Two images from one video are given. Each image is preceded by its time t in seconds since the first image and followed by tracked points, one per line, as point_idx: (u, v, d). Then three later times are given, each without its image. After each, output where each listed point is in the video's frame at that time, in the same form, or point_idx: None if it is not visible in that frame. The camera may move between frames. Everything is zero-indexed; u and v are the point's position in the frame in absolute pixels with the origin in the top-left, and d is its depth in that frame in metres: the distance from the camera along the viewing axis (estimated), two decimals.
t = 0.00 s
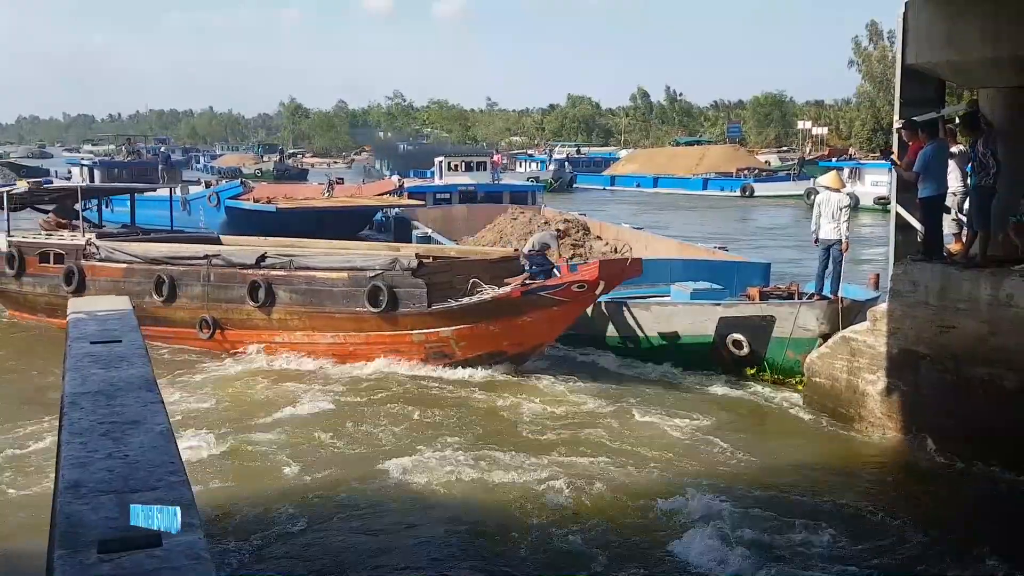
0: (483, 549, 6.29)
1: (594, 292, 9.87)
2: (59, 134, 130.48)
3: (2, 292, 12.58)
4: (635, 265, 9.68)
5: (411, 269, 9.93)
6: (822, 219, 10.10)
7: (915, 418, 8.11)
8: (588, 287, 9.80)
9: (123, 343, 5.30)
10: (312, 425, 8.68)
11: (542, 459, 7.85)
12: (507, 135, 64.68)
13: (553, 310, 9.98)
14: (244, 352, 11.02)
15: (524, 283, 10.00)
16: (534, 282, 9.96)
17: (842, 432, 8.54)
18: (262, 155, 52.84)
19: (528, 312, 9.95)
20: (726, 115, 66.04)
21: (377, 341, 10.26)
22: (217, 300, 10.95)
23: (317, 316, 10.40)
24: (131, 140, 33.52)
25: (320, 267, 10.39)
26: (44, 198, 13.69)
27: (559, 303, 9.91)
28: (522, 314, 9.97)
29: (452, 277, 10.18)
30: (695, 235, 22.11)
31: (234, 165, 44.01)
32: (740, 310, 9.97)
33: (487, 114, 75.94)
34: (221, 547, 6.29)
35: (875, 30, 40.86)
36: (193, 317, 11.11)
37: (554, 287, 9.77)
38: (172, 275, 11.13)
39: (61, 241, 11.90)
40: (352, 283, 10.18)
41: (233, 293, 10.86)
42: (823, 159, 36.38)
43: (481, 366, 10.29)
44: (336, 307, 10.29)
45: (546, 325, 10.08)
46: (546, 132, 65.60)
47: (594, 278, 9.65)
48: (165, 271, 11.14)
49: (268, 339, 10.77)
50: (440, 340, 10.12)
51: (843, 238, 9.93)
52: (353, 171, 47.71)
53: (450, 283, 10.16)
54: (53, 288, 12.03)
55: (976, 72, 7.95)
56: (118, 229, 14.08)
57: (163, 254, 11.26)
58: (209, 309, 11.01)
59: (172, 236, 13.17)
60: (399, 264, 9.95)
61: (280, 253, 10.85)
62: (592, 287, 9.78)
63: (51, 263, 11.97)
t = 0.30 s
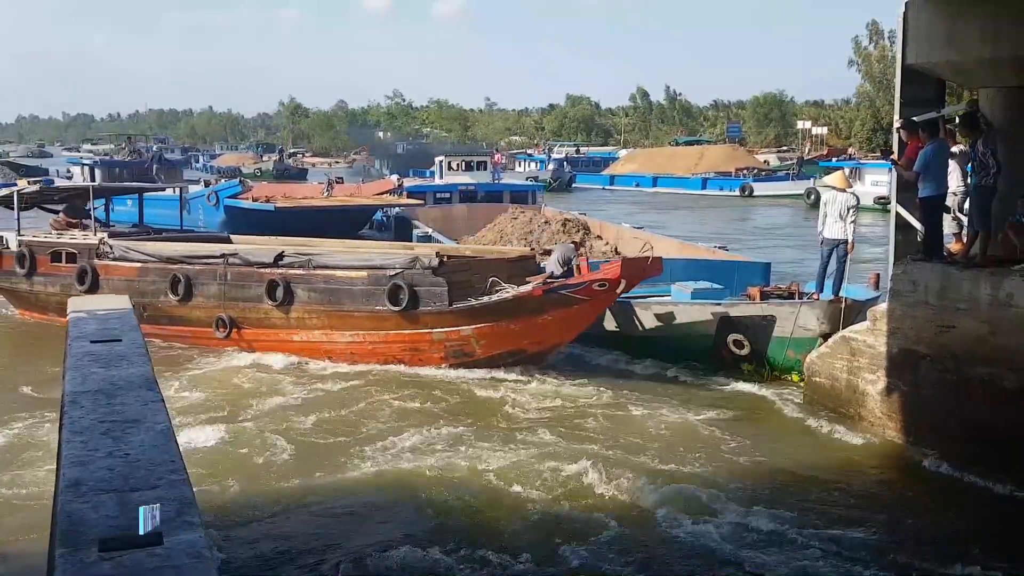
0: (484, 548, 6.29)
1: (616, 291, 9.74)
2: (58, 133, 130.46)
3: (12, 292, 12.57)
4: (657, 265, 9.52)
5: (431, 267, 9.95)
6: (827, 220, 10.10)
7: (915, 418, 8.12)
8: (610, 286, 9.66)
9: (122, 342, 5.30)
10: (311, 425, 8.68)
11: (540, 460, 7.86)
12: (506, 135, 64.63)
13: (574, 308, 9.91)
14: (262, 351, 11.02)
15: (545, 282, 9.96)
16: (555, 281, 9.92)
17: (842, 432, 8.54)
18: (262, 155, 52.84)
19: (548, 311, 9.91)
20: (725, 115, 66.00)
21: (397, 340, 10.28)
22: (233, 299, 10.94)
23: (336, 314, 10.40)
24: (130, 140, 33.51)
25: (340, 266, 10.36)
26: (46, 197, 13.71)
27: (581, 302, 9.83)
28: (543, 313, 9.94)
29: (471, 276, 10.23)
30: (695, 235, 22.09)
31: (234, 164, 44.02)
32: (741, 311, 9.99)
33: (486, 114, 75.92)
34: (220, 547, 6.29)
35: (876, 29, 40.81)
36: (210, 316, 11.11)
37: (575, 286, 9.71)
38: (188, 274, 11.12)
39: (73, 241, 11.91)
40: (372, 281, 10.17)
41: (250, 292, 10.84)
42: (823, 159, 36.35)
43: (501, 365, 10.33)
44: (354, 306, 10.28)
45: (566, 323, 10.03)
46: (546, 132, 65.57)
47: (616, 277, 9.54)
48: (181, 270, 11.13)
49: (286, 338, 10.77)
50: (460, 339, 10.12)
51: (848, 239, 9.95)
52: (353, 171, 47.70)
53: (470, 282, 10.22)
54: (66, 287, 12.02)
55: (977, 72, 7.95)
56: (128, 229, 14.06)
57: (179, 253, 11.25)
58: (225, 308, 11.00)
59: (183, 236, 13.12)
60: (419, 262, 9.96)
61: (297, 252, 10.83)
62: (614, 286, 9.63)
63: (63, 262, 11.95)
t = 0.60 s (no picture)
0: (484, 548, 6.29)
1: (636, 290, 9.78)
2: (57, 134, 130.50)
3: (21, 293, 12.57)
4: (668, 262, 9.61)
5: (452, 267, 9.94)
6: (827, 219, 10.11)
7: (914, 418, 8.12)
8: (629, 285, 9.71)
9: (121, 342, 5.31)
10: (311, 427, 8.69)
11: (538, 461, 7.85)
12: (505, 135, 64.67)
13: (594, 308, 9.93)
14: (280, 352, 11.01)
15: (567, 280, 9.97)
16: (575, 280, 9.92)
17: (841, 433, 8.54)
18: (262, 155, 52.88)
19: (569, 311, 9.93)
20: (724, 115, 66.01)
21: (416, 339, 10.27)
22: (250, 299, 10.95)
23: (355, 314, 10.39)
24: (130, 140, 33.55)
25: (359, 266, 10.33)
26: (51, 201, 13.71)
27: (601, 301, 9.86)
28: (564, 312, 9.94)
29: (490, 276, 10.16)
30: (694, 235, 22.09)
31: (234, 165, 44.05)
32: (741, 311, 10.03)
33: (486, 114, 75.91)
34: (220, 548, 6.29)
35: (875, 29, 40.81)
36: (226, 317, 11.12)
37: (596, 285, 9.73)
38: (204, 275, 11.14)
39: (84, 242, 11.90)
40: (390, 281, 10.17)
41: (266, 293, 10.85)
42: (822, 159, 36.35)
43: (519, 364, 10.35)
44: (374, 305, 10.28)
45: (586, 322, 10.04)
46: (545, 132, 65.59)
47: (637, 275, 9.60)
48: (196, 270, 11.13)
49: (303, 338, 10.76)
50: (480, 338, 10.12)
51: (848, 239, 9.96)
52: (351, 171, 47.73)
53: (489, 281, 10.14)
54: (79, 289, 12.03)
55: (975, 72, 7.95)
56: (138, 229, 14.08)
57: (193, 254, 11.25)
58: (242, 308, 11.01)
59: (193, 236, 13.12)
60: (440, 262, 9.94)
61: (314, 252, 10.81)
62: (633, 285, 9.69)
63: (75, 263, 11.96)
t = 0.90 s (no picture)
0: (482, 548, 6.29)
1: (655, 288, 9.72)
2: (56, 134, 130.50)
3: (31, 293, 12.53)
4: (689, 261, 9.58)
5: (471, 265, 9.98)
6: (827, 219, 10.11)
7: (912, 417, 8.11)
8: (649, 283, 9.65)
9: (119, 343, 5.31)
10: (307, 426, 8.68)
11: (537, 461, 7.85)
12: (504, 135, 64.68)
13: (614, 306, 9.90)
14: (298, 352, 11.01)
15: (588, 278, 9.97)
16: (596, 278, 9.91)
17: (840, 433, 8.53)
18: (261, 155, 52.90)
19: (589, 308, 9.93)
20: (723, 115, 66.04)
21: (435, 338, 10.30)
22: (265, 299, 10.94)
23: (373, 313, 10.42)
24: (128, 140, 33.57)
25: (378, 265, 10.37)
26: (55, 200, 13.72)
27: (621, 299, 9.81)
28: (584, 310, 9.95)
29: (508, 274, 10.16)
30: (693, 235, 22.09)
31: (233, 165, 44.09)
32: (740, 310, 10.03)
33: (483, 114, 75.96)
34: (217, 547, 6.29)
35: (875, 29, 40.80)
36: (242, 317, 11.12)
37: (617, 282, 9.70)
38: (218, 275, 11.13)
39: (95, 243, 11.89)
40: (409, 280, 10.20)
41: (282, 293, 10.83)
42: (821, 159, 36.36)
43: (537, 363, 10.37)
44: (392, 304, 10.30)
45: (605, 320, 10.01)
46: (543, 132, 65.61)
47: (657, 273, 9.57)
48: (211, 270, 11.13)
49: (320, 338, 10.78)
50: (499, 336, 10.18)
51: (847, 238, 9.98)
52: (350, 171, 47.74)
53: (507, 280, 10.14)
54: (90, 289, 12.00)
55: (974, 72, 7.95)
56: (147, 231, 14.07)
57: (206, 254, 11.24)
58: (258, 308, 11.00)
59: (206, 236, 13.12)
60: (458, 261, 9.98)
61: (331, 251, 10.79)
62: (653, 282, 9.64)
63: (86, 264, 11.94)
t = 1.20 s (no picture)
0: (480, 549, 6.29)
1: (673, 287, 9.79)
2: (55, 134, 130.56)
3: (41, 295, 12.48)
4: (706, 258, 9.78)
5: (490, 265, 10.02)
6: (827, 219, 10.11)
7: (911, 418, 8.11)
8: (667, 282, 9.73)
9: (117, 342, 5.31)
10: (307, 427, 8.67)
11: (536, 462, 7.86)
12: (504, 135, 64.68)
13: (632, 305, 9.96)
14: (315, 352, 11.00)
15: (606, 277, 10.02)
16: (615, 276, 9.97)
17: (840, 433, 8.53)
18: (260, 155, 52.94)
19: (608, 307, 9.98)
20: (722, 114, 65.99)
21: (454, 337, 10.31)
22: (282, 299, 10.93)
23: (392, 313, 10.42)
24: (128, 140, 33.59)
25: (395, 265, 10.39)
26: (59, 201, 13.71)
27: (639, 298, 9.88)
28: (603, 308, 9.99)
29: (525, 274, 10.23)
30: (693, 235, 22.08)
31: (232, 165, 44.14)
32: (741, 309, 10.03)
33: (482, 114, 75.95)
34: (215, 548, 6.29)
35: (875, 29, 40.75)
36: (258, 317, 11.11)
37: (637, 281, 9.77)
38: (233, 276, 11.12)
39: (107, 244, 11.86)
40: (427, 280, 10.21)
41: (298, 293, 10.85)
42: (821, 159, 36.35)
43: (557, 362, 10.39)
44: (410, 304, 10.31)
45: (624, 320, 10.07)
46: (543, 132, 65.61)
47: (677, 271, 9.65)
48: (226, 271, 11.12)
49: (338, 338, 10.75)
50: (519, 336, 10.21)
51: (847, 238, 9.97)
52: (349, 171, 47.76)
53: (523, 279, 10.21)
54: (102, 290, 11.96)
55: (973, 72, 7.94)
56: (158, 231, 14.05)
57: (222, 254, 11.23)
58: (275, 309, 10.98)
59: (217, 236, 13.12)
60: (477, 260, 10.01)
61: (347, 252, 10.81)
62: (671, 281, 9.72)
63: (98, 264, 11.92)
